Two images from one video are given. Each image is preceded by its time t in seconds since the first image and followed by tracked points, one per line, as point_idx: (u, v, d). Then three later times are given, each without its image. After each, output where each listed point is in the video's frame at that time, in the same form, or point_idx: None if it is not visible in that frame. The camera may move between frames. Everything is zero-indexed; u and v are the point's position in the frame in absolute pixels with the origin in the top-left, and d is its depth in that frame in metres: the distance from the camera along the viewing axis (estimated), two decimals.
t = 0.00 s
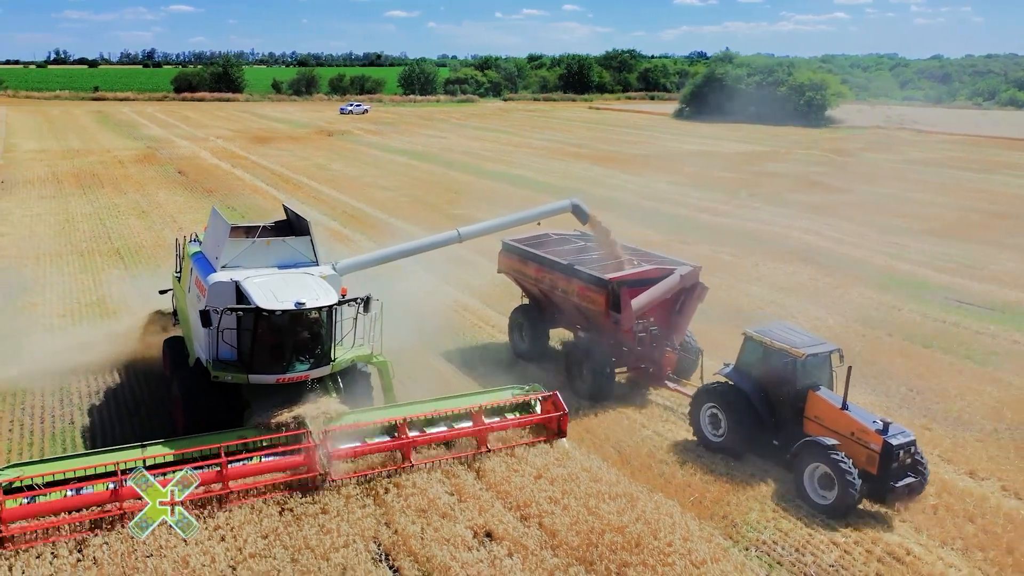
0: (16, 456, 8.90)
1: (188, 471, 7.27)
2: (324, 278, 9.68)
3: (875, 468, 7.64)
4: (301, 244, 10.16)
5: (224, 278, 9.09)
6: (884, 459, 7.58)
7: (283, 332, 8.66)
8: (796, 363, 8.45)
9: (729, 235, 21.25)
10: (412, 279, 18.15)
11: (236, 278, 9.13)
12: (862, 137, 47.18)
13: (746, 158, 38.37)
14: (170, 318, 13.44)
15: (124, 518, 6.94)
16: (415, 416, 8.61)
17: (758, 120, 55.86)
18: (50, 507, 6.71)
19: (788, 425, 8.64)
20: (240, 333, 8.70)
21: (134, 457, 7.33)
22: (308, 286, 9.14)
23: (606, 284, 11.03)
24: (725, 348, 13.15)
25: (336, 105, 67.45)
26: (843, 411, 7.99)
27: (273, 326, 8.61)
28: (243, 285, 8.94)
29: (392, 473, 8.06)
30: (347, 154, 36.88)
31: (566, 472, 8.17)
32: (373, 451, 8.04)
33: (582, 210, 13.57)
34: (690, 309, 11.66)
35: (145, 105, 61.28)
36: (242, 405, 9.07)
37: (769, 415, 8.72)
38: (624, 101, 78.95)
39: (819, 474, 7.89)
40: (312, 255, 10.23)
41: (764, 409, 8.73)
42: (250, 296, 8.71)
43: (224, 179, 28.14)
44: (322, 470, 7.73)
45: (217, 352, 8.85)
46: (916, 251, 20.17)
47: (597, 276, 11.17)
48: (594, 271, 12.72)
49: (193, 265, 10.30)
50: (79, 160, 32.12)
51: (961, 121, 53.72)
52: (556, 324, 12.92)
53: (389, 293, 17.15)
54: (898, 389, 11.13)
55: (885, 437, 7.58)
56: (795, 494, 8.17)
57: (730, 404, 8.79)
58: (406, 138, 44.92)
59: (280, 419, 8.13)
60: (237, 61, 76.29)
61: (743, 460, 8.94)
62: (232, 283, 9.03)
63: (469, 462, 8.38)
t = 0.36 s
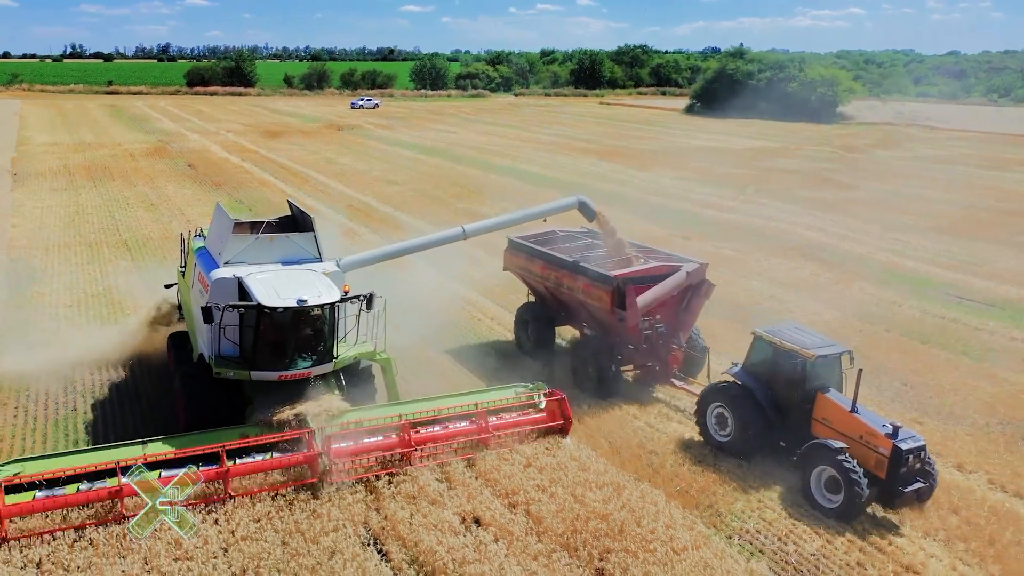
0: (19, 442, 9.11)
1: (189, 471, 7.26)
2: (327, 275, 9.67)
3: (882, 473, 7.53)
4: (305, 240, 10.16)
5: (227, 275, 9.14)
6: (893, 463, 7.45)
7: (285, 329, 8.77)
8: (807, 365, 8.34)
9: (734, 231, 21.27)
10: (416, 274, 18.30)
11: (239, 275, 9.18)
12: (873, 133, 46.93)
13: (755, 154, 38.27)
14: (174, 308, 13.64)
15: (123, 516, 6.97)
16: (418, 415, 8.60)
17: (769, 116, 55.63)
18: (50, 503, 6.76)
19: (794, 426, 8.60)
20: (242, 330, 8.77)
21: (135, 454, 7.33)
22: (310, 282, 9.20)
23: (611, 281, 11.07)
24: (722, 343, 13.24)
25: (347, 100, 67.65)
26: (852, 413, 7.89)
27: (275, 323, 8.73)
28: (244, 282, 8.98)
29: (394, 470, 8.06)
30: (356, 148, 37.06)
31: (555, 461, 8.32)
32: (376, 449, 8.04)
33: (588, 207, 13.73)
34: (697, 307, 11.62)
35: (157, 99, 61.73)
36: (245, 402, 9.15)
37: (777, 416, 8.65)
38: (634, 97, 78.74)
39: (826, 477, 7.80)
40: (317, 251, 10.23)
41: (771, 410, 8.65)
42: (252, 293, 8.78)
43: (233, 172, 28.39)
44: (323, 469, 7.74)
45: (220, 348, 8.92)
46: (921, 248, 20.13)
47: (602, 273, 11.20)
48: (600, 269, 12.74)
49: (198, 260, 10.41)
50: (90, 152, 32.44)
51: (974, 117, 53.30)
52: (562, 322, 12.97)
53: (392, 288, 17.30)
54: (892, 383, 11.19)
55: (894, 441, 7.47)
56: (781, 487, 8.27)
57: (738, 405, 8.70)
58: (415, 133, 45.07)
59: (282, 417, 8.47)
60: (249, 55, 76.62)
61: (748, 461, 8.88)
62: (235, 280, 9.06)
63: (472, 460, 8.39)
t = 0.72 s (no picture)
0: (21, 424, 9.34)
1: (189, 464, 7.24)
2: (329, 267, 9.86)
3: (890, 472, 7.50)
4: (308, 232, 10.34)
5: (229, 267, 9.30)
6: (900, 463, 7.42)
7: (287, 322, 8.81)
8: (815, 361, 8.31)
9: (738, 222, 21.28)
10: (420, 265, 18.48)
11: (241, 266, 9.35)
12: (884, 125, 46.62)
13: (764, 146, 38.16)
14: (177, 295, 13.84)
15: (123, 508, 6.94)
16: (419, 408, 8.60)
17: (781, 107, 55.33)
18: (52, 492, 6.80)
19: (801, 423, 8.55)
20: (244, 322, 8.85)
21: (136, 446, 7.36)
22: (312, 276, 9.24)
23: (616, 272, 11.07)
24: (719, 331, 13.32)
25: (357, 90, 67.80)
26: (861, 412, 7.84)
27: (277, 315, 8.75)
28: (246, 275, 9.08)
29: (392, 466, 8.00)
30: (364, 138, 37.22)
31: (544, 446, 8.49)
32: (375, 443, 8.00)
33: (595, 201, 13.68)
34: (702, 298, 11.69)
35: (169, 88, 62.03)
36: (246, 394, 9.23)
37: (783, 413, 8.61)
38: (646, 87, 78.46)
39: (831, 476, 7.70)
40: (319, 244, 10.42)
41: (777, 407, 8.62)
42: (253, 286, 8.85)
43: (241, 161, 28.60)
44: (323, 464, 7.70)
45: (221, 340, 9.03)
46: (925, 239, 20.09)
47: (608, 265, 11.18)
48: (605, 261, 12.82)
49: (201, 251, 10.62)
50: (101, 141, 32.76)
51: (988, 109, 52.80)
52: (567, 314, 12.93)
53: (396, 278, 17.47)
54: (885, 373, 11.26)
55: (902, 441, 7.42)
56: (766, 475, 8.40)
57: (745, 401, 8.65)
58: (425, 122, 45.16)
59: (283, 409, 8.16)
60: (261, 45, 76.82)
61: (753, 458, 8.77)
62: (237, 272, 9.24)
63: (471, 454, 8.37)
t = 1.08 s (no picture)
0: (25, 403, 9.56)
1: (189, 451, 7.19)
2: (331, 257, 9.89)
3: (895, 471, 7.30)
4: (311, 222, 10.45)
5: (231, 255, 9.37)
6: (906, 462, 7.24)
7: (288, 312, 8.80)
8: (822, 357, 8.07)
9: (742, 210, 21.29)
10: (423, 253, 18.62)
11: (243, 255, 9.39)
12: (896, 114, 46.32)
13: (773, 135, 38.03)
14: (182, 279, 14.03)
15: (121, 496, 6.99)
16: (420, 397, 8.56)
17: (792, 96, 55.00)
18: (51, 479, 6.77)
19: (808, 419, 8.35)
20: (246, 312, 8.89)
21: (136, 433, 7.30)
22: (315, 266, 9.27)
23: (621, 263, 11.09)
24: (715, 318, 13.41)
25: (368, 77, 67.86)
26: (866, 409, 7.66)
27: (278, 305, 8.77)
28: (249, 263, 9.14)
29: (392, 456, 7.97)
30: (373, 125, 37.33)
31: (534, 429, 8.63)
32: (375, 432, 8.00)
33: (600, 191, 13.62)
34: (710, 288, 11.53)
35: (181, 75, 62.35)
36: (247, 382, 9.33)
37: (789, 407, 8.44)
38: (658, 75, 78.12)
39: (834, 474, 7.59)
40: (322, 233, 10.52)
41: (783, 401, 8.46)
42: (255, 275, 8.88)
43: (250, 148, 28.78)
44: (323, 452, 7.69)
45: (223, 330, 9.07)
46: (929, 229, 20.07)
47: (613, 255, 11.20)
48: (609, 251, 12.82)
49: (205, 240, 10.67)
50: (112, 127, 33.02)
51: (1002, 98, 52.33)
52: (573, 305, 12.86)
53: (400, 266, 17.62)
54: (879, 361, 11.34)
55: (907, 438, 7.23)
56: (754, 459, 8.53)
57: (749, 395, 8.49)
58: (434, 110, 45.21)
59: (283, 397, 8.16)
60: (273, 32, 76.91)
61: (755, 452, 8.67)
62: (239, 261, 9.29)
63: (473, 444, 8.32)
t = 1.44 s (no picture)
0: (30, 385, 9.75)
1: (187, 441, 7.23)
2: (334, 250, 9.95)
3: (898, 472, 7.20)
4: (314, 214, 10.41)
5: (234, 249, 9.43)
6: (910, 463, 7.11)
7: (291, 305, 8.85)
8: (829, 353, 7.95)
9: (748, 202, 21.29)
10: (428, 243, 18.74)
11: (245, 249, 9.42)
12: (910, 106, 46.00)
13: (784, 126, 37.89)
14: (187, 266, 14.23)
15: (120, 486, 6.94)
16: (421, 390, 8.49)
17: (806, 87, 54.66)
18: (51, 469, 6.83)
19: (813, 417, 8.22)
20: (248, 305, 8.88)
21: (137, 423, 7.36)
22: (317, 259, 9.32)
23: (626, 257, 11.07)
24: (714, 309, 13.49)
25: (380, 67, 67.98)
26: (872, 408, 7.54)
27: (280, 297, 8.81)
28: (251, 258, 9.17)
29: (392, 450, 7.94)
30: (384, 115, 37.49)
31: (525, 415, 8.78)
32: (374, 425, 7.92)
33: (606, 184, 13.77)
34: (716, 283, 11.58)
35: (195, 64, 62.73)
36: (248, 375, 9.37)
37: (794, 405, 8.32)
38: (671, 66, 77.82)
39: (838, 475, 7.48)
40: (326, 226, 10.49)
41: (789, 399, 8.33)
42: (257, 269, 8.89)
43: (260, 137, 28.99)
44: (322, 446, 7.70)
45: (225, 322, 9.02)
46: (936, 221, 20.02)
47: (618, 250, 11.18)
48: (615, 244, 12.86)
49: (207, 232, 10.65)
50: (125, 117, 33.34)
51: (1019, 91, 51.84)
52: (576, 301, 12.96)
53: (405, 255, 17.74)
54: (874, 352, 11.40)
55: (913, 439, 7.10)
56: (743, 448, 8.64)
57: (755, 391, 8.36)
58: (445, 101, 45.29)
59: (284, 390, 8.11)
60: (286, 22, 77.12)
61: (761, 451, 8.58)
62: (241, 255, 9.34)
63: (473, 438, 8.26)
